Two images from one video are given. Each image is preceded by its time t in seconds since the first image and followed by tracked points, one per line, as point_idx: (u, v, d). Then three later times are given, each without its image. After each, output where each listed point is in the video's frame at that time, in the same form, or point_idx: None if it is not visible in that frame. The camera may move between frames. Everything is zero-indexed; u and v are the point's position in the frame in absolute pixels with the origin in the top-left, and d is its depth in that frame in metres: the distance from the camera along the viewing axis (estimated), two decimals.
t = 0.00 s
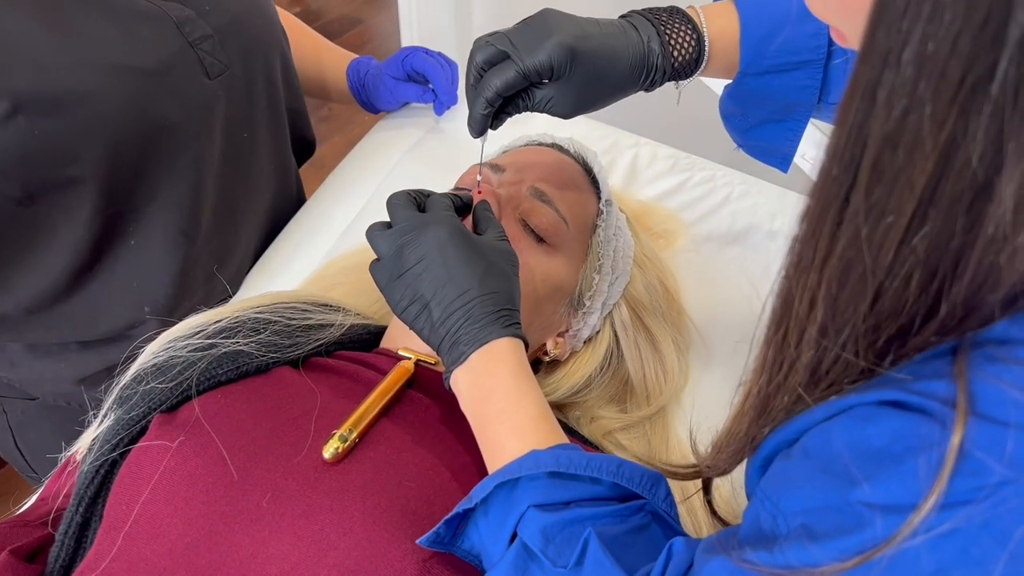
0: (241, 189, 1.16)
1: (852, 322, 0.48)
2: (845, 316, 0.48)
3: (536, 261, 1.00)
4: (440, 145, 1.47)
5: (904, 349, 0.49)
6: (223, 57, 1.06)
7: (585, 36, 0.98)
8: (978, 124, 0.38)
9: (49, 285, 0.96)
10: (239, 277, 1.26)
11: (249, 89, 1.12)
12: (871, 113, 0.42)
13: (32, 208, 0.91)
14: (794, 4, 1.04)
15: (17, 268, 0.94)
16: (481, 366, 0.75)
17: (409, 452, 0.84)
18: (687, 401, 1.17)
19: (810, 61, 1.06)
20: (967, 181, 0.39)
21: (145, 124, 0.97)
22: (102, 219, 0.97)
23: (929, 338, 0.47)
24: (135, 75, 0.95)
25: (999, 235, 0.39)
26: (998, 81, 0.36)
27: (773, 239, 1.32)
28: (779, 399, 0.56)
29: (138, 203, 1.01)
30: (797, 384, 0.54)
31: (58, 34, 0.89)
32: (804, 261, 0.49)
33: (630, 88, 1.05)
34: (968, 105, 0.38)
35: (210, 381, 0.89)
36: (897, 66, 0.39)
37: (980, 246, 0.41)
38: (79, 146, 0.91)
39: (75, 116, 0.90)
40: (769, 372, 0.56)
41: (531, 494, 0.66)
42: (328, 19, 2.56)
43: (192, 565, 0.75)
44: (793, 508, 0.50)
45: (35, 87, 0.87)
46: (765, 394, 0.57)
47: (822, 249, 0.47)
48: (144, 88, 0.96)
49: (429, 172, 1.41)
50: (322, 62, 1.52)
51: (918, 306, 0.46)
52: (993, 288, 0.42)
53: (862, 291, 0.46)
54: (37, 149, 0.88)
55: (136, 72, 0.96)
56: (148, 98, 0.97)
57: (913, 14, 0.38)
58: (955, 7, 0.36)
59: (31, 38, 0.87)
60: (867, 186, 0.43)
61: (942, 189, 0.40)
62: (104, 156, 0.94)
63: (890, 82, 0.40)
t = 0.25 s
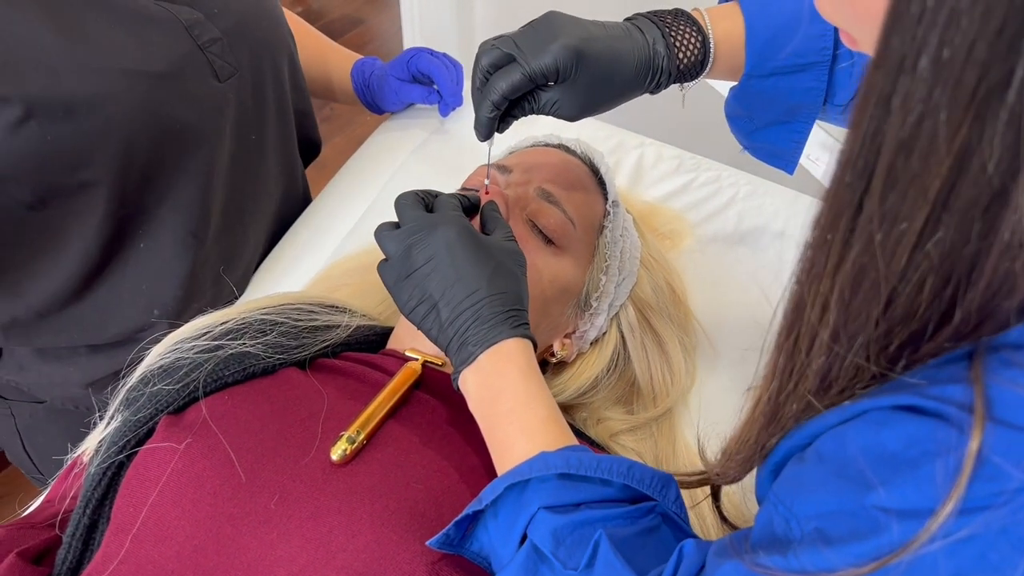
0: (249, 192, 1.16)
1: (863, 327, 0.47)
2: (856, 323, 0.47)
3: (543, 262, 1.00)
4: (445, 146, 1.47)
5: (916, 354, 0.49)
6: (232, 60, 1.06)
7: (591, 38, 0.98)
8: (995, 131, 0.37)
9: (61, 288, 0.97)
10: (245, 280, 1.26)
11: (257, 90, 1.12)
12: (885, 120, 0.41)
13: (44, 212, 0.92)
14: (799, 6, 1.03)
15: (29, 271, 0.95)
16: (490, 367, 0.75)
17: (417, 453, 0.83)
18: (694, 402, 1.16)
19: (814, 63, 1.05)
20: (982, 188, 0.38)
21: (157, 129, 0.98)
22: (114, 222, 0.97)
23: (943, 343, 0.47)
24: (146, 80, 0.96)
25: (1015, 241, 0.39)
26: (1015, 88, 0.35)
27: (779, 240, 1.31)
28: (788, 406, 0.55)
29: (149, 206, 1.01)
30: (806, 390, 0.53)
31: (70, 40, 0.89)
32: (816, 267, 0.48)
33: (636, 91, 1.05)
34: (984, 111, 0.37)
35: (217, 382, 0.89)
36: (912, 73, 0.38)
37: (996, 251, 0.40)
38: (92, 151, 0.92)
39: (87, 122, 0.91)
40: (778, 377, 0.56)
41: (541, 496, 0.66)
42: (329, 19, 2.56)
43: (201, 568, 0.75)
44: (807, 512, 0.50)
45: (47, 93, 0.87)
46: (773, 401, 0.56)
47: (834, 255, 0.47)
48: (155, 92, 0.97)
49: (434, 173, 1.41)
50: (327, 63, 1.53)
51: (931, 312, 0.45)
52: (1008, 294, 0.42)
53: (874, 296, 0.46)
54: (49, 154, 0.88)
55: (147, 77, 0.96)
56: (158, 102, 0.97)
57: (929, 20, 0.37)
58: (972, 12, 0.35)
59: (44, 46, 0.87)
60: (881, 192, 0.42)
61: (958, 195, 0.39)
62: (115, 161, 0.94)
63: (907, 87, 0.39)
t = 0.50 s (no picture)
0: (256, 192, 1.16)
1: (885, 329, 0.46)
2: (877, 325, 0.47)
3: (553, 262, 0.99)
4: (452, 146, 1.46)
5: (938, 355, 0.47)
6: (240, 59, 1.05)
7: (602, 36, 0.97)
8: None
9: (66, 288, 0.96)
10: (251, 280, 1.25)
11: (264, 91, 1.12)
12: (911, 119, 0.40)
13: (48, 212, 0.91)
14: (811, 4, 1.02)
15: (33, 271, 0.94)
16: (501, 367, 0.74)
17: (426, 455, 0.83)
18: (703, 404, 1.16)
19: (827, 61, 1.04)
20: (1009, 188, 0.38)
21: (163, 129, 0.97)
22: (119, 223, 0.97)
23: (966, 345, 0.46)
24: (154, 81, 0.95)
25: None
26: None
27: (788, 240, 1.30)
28: (806, 410, 0.54)
29: (155, 206, 1.01)
30: (825, 394, 0.52)
31: (77, 41, 0.89)
32: (837, 269, 0.48)
33: (646, 90, 1.04)
34: (1013, 110, 0.36)
35: (225, 383, 0.88)
36: (940, 72, 0.37)
37: None
38: (97, 151, 0.91)
39: (93, 122, 0.90)
40: (796, 380, 0.55)
41: (554, 498, 0.65)
42: (332, 18, 2.55)
43: (209, 571, 0.75)
44: (827, 514, 0.48)
45: (53, 93, 0.86)
46: (791, 407, 0.56)
47: (856, 257, 0.46)
48: (162, 92, 0.96)
49: (441, 173, 1.41)
50: (332, 62, 1.52)
51: (954, 313, 0.44)
52: None
53: (897, 297, 0.45)
54: (53, 154, 0.88)
55: (155, 77, 0.95)
56: (166, 102, 0.97)
57: (958, 18, 0.36)
58: (1002, 9, 0.34)
59: (50, 46, 0.87)
60: (906, 193, 0.41)
61: (984, 195, 0.38)
62: (121, 161, 0.94)
63: (934, 86, 0.38)
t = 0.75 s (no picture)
0: (258, 190, 1.15)
1: (890, 328, 0.46)
2: (882, 324, 0.46)
3: (558, 260, 0.99)
4: (454, 144, 1.46)
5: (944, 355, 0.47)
6: (241, 57, 1.05)
7: (605, 35, 0.97)
8: None
9: (68, 286, 0.96)
10: (254, 278, 1.25)
11: (267, 89, 1.11)
12: (916, 118, 0.39)
13: (49, 210, 0.91)
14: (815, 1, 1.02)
15: (34, 269, 0.94)
16: (506, 365, 0.74)
17: (430, 454, 0.83)
18: (707, 403, 1.15)
19: (831, 58, 1.04)
20: (1014, 186, 0.37)
21: (164, 127, 0.97)
22: (120, 221, 0.97)
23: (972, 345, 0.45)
24: (155, 79, 0.95)
25: None
26: None
27: (793, 239, 1.30)
28: (811, 410, 0.54)
29: (156, 204, 1.01)
30: (830, 393, 0.52)
31: (78, 38, 0.88)
32: (842, 268, 0.47)
33: (650, 89, 1.04)
34: (1018, 108, 0.35)
35: (229, 382, 0.88)
36: (946, 71, 0.37)
37: None
38: (98, 149, 0.91)
39: (94, 120, 0.90)
40: (801, 380, 0.55)
41: (560, 497, 0.65)
42: (334, 17, 2.55)
43: (213, 571, 0.74)
44: (834, 513, 0.48)
45: (54, 91, 0.86)
46: (796, 408, 0.55)
47: (861, 256, 0.45)
48: (162, 90, 0.96)
49: (444, 172, 1.40)
50: (334, 61, 1.52)
51: (960, 312, 0.44)
52: None
53: (902, 296, 0.44)
54: (54, 152, 0.88)
55: (156, 75, 0.95)
56: (167, 100, 0.97)
57: (964, 16, 0.35)
58: (1008, 6, 0.34)
59: (51, 43, 0.86)
60: (912, 190, 0.41)
61: (989, 193, 0.38)
62: (122, 159, 0.94)
63: (939, 84, 0.37)
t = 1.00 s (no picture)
0: (258, 187, 1.15)
1: (885, 324, 0.46)
2: (878, 320, 0.46)
3: (559, 256, 0.99)
4: (455, 141, 1.46)
5: (941, 351, 0.47)
6: (241, 55, 1.05)
7: (602, 38, 0.96)
8: None
9: (68, 283, 0.96)
10: (255, 276, 1.25)
11: (266, 87, 1.11)
12: (911, 114, 0.39)
13: (48, 207, 0.91)
14: None
15: (34, 266, 0.94)
16: (510, 363, 0.74)
17: (432, 451, 0.83)
18: (708, 401, 1.15)
19: (830, 48, 1.04)
20: (1009, 182, 0.37)
21: (164, 124, 0.97)
22: (119, 218, 0.97)
23: (969, 342, 0.45)
24: (154, 75, 0.95)
25: None
26: None
27: (794, 236, 1.30)
28: (809, 407, 0.54)
29: (156, 201, 1.00)
30: (827, 390, 0.52)
31: (77, 35, 0.88)
32: (838, 265, 0.47)
33: (649, 86, 1.04)
34: (1012, 105, 0.35)
35: (229, 379, 0.88)
36: (939, 67, 0.36)
37: None
38: (97, 146, 0.91)
39: (93, 117, 0.90)
40: (799, 377, 0.55)
41: (562, 492, 0.65)
42: (335, 15, 2.55)
43: (214, 568, 0.74)
44: (833, 508, 0.48)
45: (54, 88, 0.86)
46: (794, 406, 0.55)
47: (856, 252, 0.45)
48: (162, 86, 0.96)
49: (445, 170, 1.40)
50: (334, 58, 1.52)
51: (957, 309, 0.44)
52: None
53: (897, 293, 0.44)
54: (54, 149, 0.88)
55: (155, 72, 0.95)
56: (166, 97, 0.96)
57: (956, 12, 0.35)
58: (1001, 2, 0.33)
59: (50, 40, 0.86)
60: (906, 187, 0.40)
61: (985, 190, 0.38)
62: (121, 156, 0.93)
63: (932, 80, 0.37)
